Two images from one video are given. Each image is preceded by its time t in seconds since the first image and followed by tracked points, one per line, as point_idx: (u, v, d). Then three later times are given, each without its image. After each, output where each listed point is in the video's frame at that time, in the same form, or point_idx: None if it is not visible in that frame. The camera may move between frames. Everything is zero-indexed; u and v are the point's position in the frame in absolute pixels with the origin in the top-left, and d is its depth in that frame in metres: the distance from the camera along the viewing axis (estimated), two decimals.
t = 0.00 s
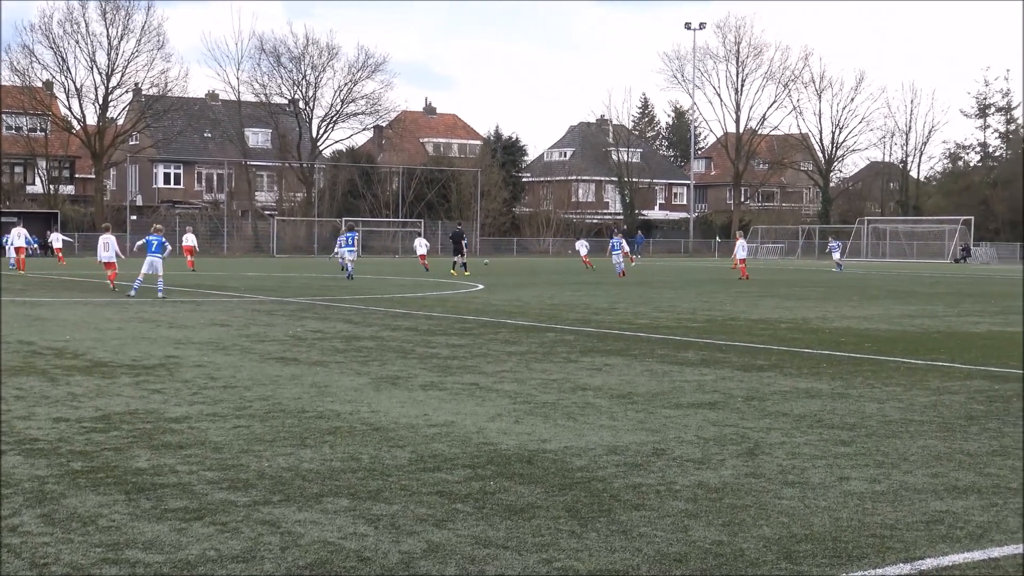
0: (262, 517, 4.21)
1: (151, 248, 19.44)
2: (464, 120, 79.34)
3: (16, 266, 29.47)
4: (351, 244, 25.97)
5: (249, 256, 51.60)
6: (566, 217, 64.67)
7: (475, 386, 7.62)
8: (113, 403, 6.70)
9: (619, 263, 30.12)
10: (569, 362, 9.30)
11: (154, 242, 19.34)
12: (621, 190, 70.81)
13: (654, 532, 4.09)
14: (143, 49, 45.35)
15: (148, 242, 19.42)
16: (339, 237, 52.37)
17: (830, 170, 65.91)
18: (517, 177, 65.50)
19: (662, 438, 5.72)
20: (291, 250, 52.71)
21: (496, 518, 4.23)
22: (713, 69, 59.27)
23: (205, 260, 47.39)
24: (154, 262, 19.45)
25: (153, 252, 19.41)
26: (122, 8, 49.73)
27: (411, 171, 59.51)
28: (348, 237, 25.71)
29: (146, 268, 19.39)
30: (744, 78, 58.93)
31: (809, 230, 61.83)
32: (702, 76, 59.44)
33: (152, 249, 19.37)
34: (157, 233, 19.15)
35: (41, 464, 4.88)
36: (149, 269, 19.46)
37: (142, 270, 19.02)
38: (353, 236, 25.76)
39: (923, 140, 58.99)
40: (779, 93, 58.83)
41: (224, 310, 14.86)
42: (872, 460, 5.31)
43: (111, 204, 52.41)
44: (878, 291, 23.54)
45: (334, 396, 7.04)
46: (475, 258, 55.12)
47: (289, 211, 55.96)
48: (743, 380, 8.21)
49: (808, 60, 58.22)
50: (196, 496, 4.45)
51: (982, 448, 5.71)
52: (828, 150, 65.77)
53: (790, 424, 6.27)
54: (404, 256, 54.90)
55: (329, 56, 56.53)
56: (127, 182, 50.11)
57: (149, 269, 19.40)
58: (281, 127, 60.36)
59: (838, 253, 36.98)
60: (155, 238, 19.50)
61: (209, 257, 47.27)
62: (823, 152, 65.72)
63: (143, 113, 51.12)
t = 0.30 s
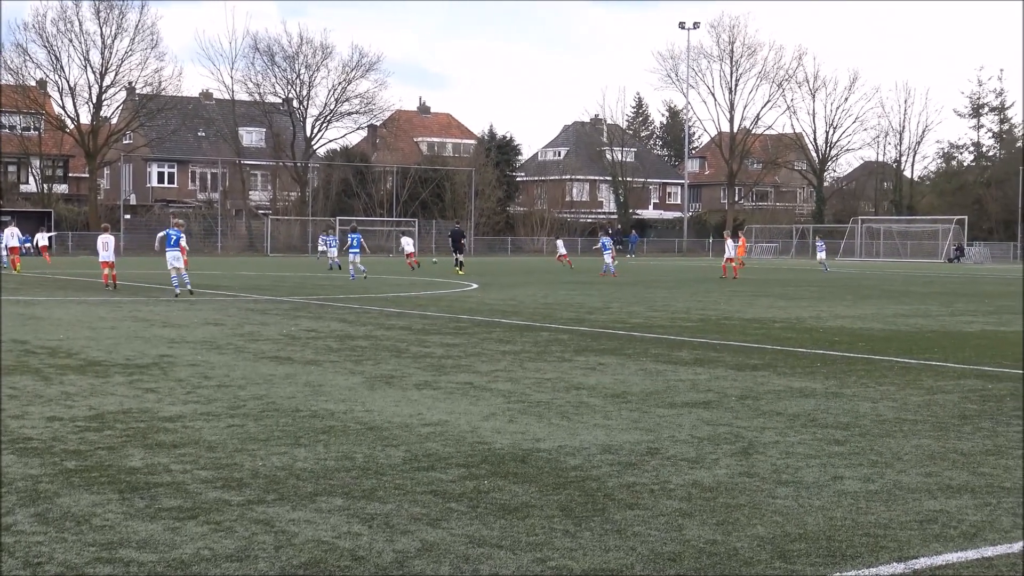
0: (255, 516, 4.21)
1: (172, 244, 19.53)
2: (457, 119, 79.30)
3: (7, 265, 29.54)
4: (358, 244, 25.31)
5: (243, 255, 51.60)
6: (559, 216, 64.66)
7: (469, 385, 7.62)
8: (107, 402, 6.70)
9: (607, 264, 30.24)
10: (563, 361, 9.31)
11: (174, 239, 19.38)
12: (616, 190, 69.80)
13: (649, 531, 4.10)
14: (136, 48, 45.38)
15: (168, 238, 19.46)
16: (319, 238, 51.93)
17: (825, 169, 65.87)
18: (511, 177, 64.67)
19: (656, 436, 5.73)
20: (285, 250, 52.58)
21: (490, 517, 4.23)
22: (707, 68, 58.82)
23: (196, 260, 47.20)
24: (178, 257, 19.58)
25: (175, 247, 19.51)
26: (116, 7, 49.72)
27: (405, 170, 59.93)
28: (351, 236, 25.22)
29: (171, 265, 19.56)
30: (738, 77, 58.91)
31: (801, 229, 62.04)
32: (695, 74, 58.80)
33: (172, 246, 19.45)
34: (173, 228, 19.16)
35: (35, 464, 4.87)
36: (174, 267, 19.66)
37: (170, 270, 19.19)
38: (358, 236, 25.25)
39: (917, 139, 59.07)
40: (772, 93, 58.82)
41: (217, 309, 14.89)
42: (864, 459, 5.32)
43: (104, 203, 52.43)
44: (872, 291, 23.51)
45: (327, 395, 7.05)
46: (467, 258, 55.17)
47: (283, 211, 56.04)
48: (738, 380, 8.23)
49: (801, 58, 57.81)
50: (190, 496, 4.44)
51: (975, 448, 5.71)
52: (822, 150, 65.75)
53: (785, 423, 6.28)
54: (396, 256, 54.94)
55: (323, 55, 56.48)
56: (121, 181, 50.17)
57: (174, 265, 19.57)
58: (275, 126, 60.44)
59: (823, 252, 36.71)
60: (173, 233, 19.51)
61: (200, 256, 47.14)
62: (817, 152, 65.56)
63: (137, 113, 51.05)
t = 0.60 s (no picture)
0: (254, 516, 4.20)
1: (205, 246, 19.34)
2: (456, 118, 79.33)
3: None
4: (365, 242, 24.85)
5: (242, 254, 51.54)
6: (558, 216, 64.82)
7: (468, 384, 7.61)
8: (106, 402, 6.70)
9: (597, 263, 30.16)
10: (562, 360, 9.30)
11: (207, 240, 19.17)
12: (614, 189, 70.13)
13: (647, 531, 4.10)
14: (134, 47, 45.48)
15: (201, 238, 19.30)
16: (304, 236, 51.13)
17: (823, 169, 65.87)
18: (510, 176, 64.78)
19: (655, 436, 5.73)
20: (284, 249, 52.51)
21: (489, 517, 4.23)
22: (706, 67, 59.77)
23: (192, 259, 47.06)
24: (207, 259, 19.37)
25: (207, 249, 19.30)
26: (115, 6, 49.69)
27: (404, 169, 60.17)
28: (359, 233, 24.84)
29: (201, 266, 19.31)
30: (737, 76, 59.09)
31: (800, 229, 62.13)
32: (694, 75, 60.17)
33: (205, 247, 19.25)
34: (209, 230, 18.99)
35: (34, 464, 4.86)
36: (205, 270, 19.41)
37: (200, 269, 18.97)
38: (367, 234, 24.89)
39: (915, 138, 59.09)
40: (771, 92, 59.26)
41: (215, 308, 14.87)
42: (864, 458, 5.32)
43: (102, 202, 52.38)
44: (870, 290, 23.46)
45: (326, 395, 7.04)
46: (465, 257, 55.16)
47: (281, 210, 56.37)
48: (736, 379, 8.22)
49: (801, 58, 58.97)
50: (189, 495, 4.44)
51: (974, 448, 5.71)
52: (820, 149, 65.81)
53: (784, 422, 6.27)
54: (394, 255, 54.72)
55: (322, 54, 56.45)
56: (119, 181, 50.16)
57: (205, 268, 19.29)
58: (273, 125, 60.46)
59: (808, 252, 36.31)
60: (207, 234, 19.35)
61: (196, 254, 47.05)
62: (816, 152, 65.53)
63: (135, 112, 51.00)
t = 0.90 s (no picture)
0: (255, 515, 4.20)
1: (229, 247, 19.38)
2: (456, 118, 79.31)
3: None
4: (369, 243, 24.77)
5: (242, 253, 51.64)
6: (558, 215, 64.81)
7: (468, 384, 7.60)
8: (105, 401, 6.69)
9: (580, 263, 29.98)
10: (562, 360, 9.29)
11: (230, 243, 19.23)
12: (614, 189, 70.09)
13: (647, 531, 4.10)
14: (134, 47, 45.51)
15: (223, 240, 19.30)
16: (294, 233, 51.28)
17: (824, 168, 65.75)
18: (510, 176, 65.07)
19: (655, 435, 5.73)
20: (283, 249, 52.47)
21: (490, 516, 4.23)
22: (706, 67, 59.38)
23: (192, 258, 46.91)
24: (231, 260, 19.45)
25: (231, 251, 19.33)
26: (115, 5, 49.70)
27: (404, 168, 60.15)
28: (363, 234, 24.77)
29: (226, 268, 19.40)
30: (737, 76, 58.94)
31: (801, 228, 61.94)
32: (694, 74, 59.60)
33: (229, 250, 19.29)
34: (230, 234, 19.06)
35: (34, 463, 4.86)
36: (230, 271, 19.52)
37: (225, 273, 19.11)
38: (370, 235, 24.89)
39: (916, 138, 59.06)
40: (771, 91, 59.01)
41: (216, 308, 14.83)
42: (864, 458, 5.32)
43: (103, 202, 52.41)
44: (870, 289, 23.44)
45: (326, 395, 7.04)
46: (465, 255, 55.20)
47: (282, 208, 55.85)
48: (736, 379, 8.22)
49: (801, 58, 58.25)
50: (189, 495, 4.44)
51: (973, 447, 5.71)
52: (820, 149, 65.78)
53: (783, 422, 6.27)
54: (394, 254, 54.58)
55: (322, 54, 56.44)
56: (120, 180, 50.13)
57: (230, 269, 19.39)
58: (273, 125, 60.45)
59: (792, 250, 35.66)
60: (230, 235, 19.34)
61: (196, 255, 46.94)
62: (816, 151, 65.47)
63: (136, 111, 51.03)
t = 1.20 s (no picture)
0: (262, 516, 4.21)
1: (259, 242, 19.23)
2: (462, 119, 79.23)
3: None
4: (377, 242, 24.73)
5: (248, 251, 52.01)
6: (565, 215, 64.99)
7: (475, 384, 7.61)
8: (113, 401, 6.70)
9: (574, 263, 29.85)
10: (569, 360, 9.28)
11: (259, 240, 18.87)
12: (620, 189, 70.00)
13: (655, 530, 4.11)
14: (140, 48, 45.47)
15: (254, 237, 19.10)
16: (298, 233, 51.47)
17: (831, 168, 65.50)
18: (517, 176, 65.50)
19: (661, 435, 5.74)
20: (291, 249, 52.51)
21: (496, 516, 4.24)
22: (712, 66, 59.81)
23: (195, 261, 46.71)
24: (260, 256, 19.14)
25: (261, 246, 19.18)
26: (121, 6, 49.72)
27: (410, 168, 60.01)
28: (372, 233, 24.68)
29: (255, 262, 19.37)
30: (743, 76, 58.97)
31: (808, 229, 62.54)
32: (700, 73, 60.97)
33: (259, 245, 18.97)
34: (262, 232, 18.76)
35: (42, 463, 4.86)
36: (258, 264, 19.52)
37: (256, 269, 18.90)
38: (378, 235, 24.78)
39: (923, 138, 59.13)
40: (779, 91, 59.05)
41: (223, 309, 14.82)
42: (873, 458, 5.32)
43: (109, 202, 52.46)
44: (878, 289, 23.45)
45: (333, 394, 7.04)
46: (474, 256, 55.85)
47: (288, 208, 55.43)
48: (742, 378, 8.23)
49: (806, 58, 58.51)
50: (197, 494, 4.45)
51: (982, 447, 5.71)
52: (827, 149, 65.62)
53: (790, 422, 6.28)
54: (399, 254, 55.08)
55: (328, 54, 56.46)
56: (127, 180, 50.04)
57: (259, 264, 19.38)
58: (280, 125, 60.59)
59: (782, 249, 35.07)
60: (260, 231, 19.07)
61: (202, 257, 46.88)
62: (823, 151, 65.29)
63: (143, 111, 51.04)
